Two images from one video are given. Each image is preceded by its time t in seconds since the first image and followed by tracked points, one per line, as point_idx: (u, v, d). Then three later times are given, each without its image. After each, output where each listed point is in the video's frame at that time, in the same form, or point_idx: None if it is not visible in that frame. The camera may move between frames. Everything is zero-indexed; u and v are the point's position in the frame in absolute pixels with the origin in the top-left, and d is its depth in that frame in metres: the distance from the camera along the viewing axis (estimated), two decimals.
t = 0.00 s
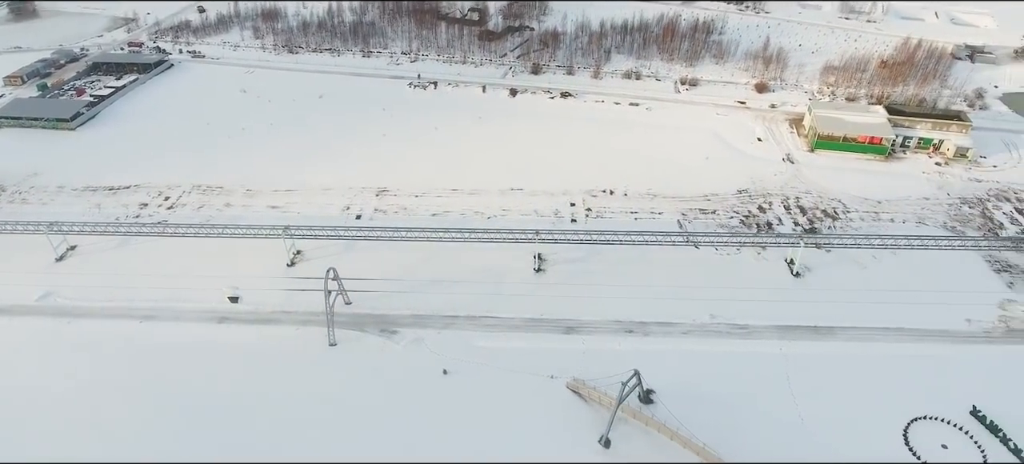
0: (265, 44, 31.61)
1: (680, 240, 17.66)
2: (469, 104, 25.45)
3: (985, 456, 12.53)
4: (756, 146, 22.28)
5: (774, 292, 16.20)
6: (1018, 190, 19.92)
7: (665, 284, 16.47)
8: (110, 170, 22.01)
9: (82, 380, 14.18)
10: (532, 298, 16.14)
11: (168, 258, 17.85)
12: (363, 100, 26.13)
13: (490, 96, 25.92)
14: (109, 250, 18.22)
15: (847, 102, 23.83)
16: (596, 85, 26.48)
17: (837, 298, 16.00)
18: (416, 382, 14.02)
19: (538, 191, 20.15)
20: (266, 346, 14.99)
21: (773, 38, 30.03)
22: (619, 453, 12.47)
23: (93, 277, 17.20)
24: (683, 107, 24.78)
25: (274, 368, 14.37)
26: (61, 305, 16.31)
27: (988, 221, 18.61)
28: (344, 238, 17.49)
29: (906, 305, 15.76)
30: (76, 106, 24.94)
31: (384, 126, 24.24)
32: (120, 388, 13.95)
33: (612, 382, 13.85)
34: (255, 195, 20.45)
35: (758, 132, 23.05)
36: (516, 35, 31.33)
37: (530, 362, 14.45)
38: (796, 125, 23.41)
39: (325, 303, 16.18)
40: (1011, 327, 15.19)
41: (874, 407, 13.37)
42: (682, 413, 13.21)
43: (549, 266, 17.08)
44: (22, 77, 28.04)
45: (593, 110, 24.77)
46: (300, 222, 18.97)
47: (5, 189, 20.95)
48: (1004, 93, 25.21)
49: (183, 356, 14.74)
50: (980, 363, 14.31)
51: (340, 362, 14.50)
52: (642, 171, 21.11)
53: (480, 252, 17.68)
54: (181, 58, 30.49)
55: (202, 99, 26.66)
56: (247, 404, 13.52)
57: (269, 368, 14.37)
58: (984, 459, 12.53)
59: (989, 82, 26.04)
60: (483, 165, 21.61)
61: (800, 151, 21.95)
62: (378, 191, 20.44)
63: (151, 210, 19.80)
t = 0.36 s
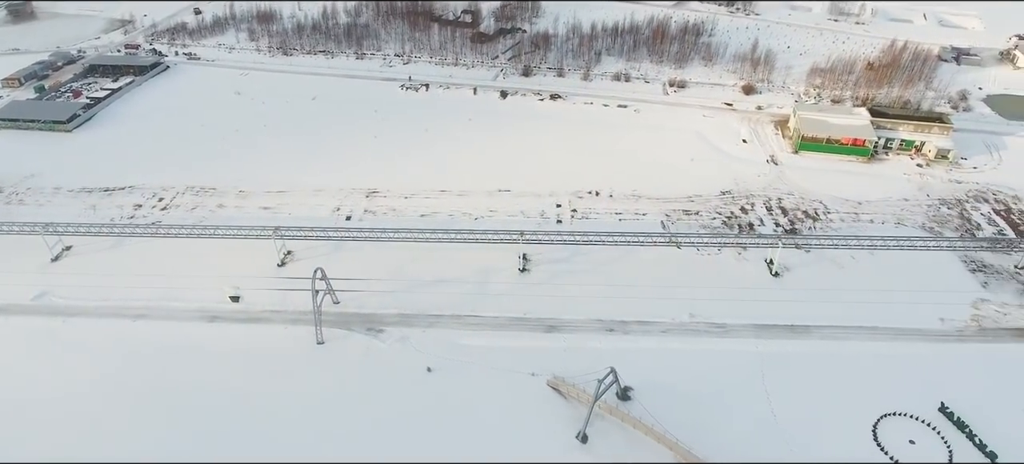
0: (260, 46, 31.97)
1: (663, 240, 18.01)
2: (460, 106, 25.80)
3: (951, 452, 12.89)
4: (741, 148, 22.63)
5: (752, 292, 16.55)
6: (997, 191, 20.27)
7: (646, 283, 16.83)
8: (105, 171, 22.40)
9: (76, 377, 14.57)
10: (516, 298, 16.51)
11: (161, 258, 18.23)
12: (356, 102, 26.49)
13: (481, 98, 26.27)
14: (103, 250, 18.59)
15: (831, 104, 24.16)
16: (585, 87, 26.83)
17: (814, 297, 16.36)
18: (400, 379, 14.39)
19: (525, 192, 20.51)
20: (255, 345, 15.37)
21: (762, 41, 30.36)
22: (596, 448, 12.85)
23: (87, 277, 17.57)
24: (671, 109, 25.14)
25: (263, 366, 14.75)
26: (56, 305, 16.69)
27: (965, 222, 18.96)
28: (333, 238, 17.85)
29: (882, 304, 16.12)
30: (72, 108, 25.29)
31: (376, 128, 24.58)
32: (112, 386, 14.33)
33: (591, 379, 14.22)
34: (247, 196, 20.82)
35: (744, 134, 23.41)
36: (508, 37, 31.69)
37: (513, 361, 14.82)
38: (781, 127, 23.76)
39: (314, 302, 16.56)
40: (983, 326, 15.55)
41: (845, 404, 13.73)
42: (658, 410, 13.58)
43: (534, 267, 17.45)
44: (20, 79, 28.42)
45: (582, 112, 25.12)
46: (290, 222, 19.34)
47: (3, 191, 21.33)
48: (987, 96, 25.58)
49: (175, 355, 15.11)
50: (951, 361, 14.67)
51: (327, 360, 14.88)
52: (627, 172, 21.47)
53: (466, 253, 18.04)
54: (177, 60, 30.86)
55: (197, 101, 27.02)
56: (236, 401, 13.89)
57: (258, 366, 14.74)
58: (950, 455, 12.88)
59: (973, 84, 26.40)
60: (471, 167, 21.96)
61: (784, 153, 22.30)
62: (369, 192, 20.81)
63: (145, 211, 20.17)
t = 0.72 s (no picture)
0: (255, 48, 32.34)
1: (645, 241, 18.38)
2: (451, 108, 26.17)
3: (919, 447, 13.25)
4: (726, 150, 22.99)
5: (731, 292, 16.92)
6: (976, 192, 20.62)
7: (628, 283, 17.20)
8: (100, 173, 22.77)
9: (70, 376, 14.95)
10: (500, 297, 16.89)
11: (154, 258, 18.60)
12: (348, 104, 26.86)
13: (472, 101, 26.64)
14: (97, 250, 18.97)
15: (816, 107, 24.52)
16: (575, 90, 27.20)
17: (791, 297, 16.74)
18: (385, 377, 14.77)
19: (512, 194, 20.89)
20: (245, 344, 15.75)
21: (751, 43, 30.72)
22: (573, 444, 13.24)
23: (82, 277, 17.94)
24: (658, 111, 25.51)
25: (251, 364, 15.14)
26: (52, 305, 17.07)
27: (943, 223, 19.32)
28: (322, 239, 18.23)
29: (858, 304, 16.49)
30: (68, 110, 25.66)
31: (368, 130, 24.95)
32: (104, 384, 14.71)
33: (571, 377, 14.62)
34: (239, 198, 21.20)
35: (729, 136, 23.77)
36: (500, 40, 32.05)
37: (495, 359, 15.20)
38: (767, 129, 24.12)
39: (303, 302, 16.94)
40: (955, 325, 15.93)
41: (816, 400, 14.13)
42: (635, 407, 13.96)
43: (519, 267, 17.83)
44: (17, 82, 28.80)
45: (570, 114, 25.48)
46: (281, 223, 19.73)
47: None
48: (971, 97, 25.95)
49: (166, 353, 15.50)
50: (923, 359, 15.04)
51: (314, 358, 15.26)
52: (613, 174, 21.84)
53: (453, 253, 18.40)
54: (172, 62, 31.24)
55: (191, 103, 27.39)
56: (224, 399, 14.28)
57: (247, 365, 15.13)
58: (917, 451, 13.25)
59: (958, 86, 26.77)
60: (460, 168, 22.33)
61: (768, 155, 22.68)
62: (359, 194, 21.19)
63: (139, 213, 20.55)
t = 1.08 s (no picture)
0: (250, 50, 32.71)
1: (629, 241, 18.76)
2: (443, 110, 26.54)
3: (888, 443, 13.63)
4: (711, 152, 23.36)
5: (712, 292, 17.29)
6: (956, 193, 20.99)
7: (611, 283, 17.58)
8: (97, 174, 23.16)
9: (65, 374, 15.36)
10: (485, 297, 17.27)
11: (148, 259, 19.00)
12: (341, 106, 27.23)
13: (463, 103, 26.99)
14: (93, 251, 19.36)
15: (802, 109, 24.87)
16: (565, 92, 27.55)
17: (770, 297, 17.11)
18: (371, 375, 15.17)
19: (500, 195, 21.25)
20: (235, 343, 16.14)
21: (740, 45, 31.07)
22: (552, 440, 13.64)
23: (77, 277, 18.33)
24: (646, 113, 25.88)
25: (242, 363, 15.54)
26: (47, 304, 17.46)
27: (922, 224, 19.69)
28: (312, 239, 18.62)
29: (835, 304, 16.87)
30: (65, 112, 26.04)
31: (360, 132, 25.32)
32: (98, 382, 15.12)
33: (552, 374, 15.02)
34: (233, 199, 21.59)
35: (716, 138, 24.14)
36: (492, 42, 32.38)
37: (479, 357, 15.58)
38: (753, 131, 24.48)
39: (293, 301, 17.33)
40: (929, 325, 16.30)
41: (791, 398, 14.51)
42: (613, 404, 14.34)
43: (505, 267, 18.21)
44: (15, 84, 29.19)
45: (560, 116, 25.85)
46: (273, 224, 20.13)
47: None
48: (956, 100, 26.30)
49: (159, 352, 15.89)
50: (896, 357, 15.42)
51: (303, 357, 15.65)
52: (599, 175, 22.20)
53: (440, 254, 18.76)
54: (168, 64, 31.61)
55: (187, 105, 27.78)
56: (214, 396, 14.68)
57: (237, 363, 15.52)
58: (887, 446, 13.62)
59: (943, 88, 27.12)
60: (450, 170, 22.70)
61: (753, 157, 23.04)
62: (350, 195, 21.57)
63: (134, 214, 20.95)
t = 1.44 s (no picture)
0: (245, 52, 33.08)
1: (613, 242, 19.14)
2: (434, 112, 26.90)
3: (860, 438, 14.00)
4: (697, 153, 23.73)
5: (693, 292, 17.66)
6: (936, 194, 21.36)
7: (595, 283, 17.95)
8: (93, 176, 23.53)
9: (60, 372, 15.73)
10: (471, 297, 17.64)
11: (142, 259, 19.38)
12: (335, 108, 27.60)
13: (454, 105, 27.36)
14: (88, 251, 19.74)
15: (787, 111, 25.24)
16: (555, 94, 27.92)
17: (750, 296, 17.49)
18: (358, 373, 15.56)
19: (488, 196, 21.62)
20: (226, 341, 16.52)
21: (729, 48, 31.43)
22: (533, 436, 14.02)
23: (73, 277, 18.72)
24: (634, 115, 26.25)
25: (233, 361, 15.92)
26: (43, 304, 17.83)
27: (902, 224, 20.07)
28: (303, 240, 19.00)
29: (813, 303, 17.25)
30: (61, 115, 26.40)
31: (353, 133, 25.70)
32: (92, 381, 15.49)
33: (534, 371, 15.41)
34: (226, 200, 21.97)
35: (702, 140, 24.50)
36: (485, 44, 32.72)
37: (464, 355, 15.97)
38: (739, 132, 24.85)
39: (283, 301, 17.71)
40: (905, 324, 16.67)
41: (766, 395, 14.88)
42: (593, 400, 14.73)
43: (491, 267, 18.59)
44: (13, 86, 29.56)
45: (550, 118, 26.21)
46: (265, 226, 20.51)
47: None
48: (941, 101, 26.65)
49: (151, 351, 16.27)
50: (870, 355, 15.80)
51: (292, 355, 16.04)
52: (587, 177, 22.58)
53: (428, 254, 19.14)
54: (164, 66, 31.98)
55: (182, 107, 28.16)
56: (205, 394, 15.06)
57: (228, 361, 15.91)
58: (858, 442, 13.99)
59: (928, 90, 27.47)
60: (440, 172, 23.08)
61: (738, 158, 23.41)
62: (341, 196, 21.95)
63: (129, 215, 21.33)
